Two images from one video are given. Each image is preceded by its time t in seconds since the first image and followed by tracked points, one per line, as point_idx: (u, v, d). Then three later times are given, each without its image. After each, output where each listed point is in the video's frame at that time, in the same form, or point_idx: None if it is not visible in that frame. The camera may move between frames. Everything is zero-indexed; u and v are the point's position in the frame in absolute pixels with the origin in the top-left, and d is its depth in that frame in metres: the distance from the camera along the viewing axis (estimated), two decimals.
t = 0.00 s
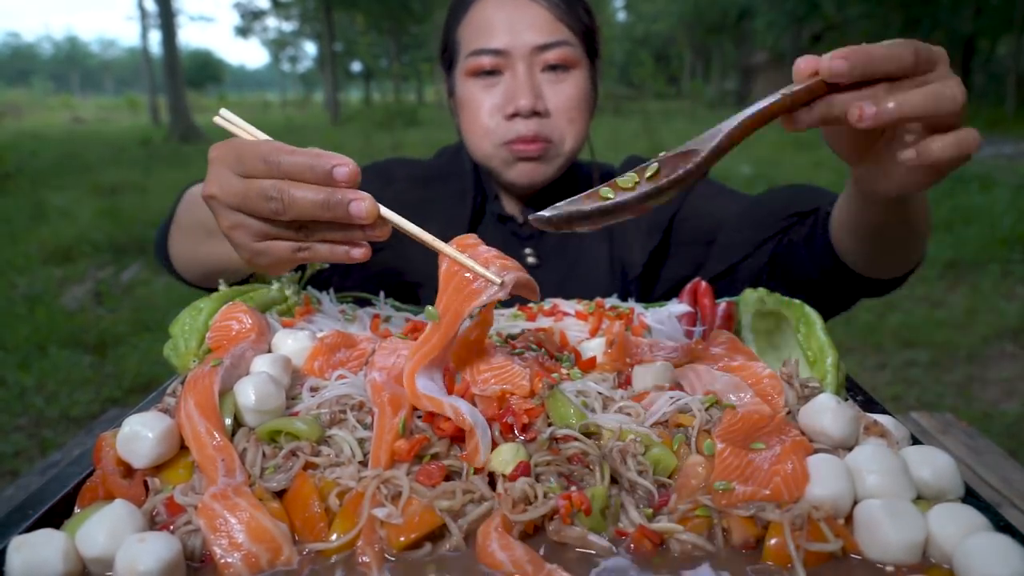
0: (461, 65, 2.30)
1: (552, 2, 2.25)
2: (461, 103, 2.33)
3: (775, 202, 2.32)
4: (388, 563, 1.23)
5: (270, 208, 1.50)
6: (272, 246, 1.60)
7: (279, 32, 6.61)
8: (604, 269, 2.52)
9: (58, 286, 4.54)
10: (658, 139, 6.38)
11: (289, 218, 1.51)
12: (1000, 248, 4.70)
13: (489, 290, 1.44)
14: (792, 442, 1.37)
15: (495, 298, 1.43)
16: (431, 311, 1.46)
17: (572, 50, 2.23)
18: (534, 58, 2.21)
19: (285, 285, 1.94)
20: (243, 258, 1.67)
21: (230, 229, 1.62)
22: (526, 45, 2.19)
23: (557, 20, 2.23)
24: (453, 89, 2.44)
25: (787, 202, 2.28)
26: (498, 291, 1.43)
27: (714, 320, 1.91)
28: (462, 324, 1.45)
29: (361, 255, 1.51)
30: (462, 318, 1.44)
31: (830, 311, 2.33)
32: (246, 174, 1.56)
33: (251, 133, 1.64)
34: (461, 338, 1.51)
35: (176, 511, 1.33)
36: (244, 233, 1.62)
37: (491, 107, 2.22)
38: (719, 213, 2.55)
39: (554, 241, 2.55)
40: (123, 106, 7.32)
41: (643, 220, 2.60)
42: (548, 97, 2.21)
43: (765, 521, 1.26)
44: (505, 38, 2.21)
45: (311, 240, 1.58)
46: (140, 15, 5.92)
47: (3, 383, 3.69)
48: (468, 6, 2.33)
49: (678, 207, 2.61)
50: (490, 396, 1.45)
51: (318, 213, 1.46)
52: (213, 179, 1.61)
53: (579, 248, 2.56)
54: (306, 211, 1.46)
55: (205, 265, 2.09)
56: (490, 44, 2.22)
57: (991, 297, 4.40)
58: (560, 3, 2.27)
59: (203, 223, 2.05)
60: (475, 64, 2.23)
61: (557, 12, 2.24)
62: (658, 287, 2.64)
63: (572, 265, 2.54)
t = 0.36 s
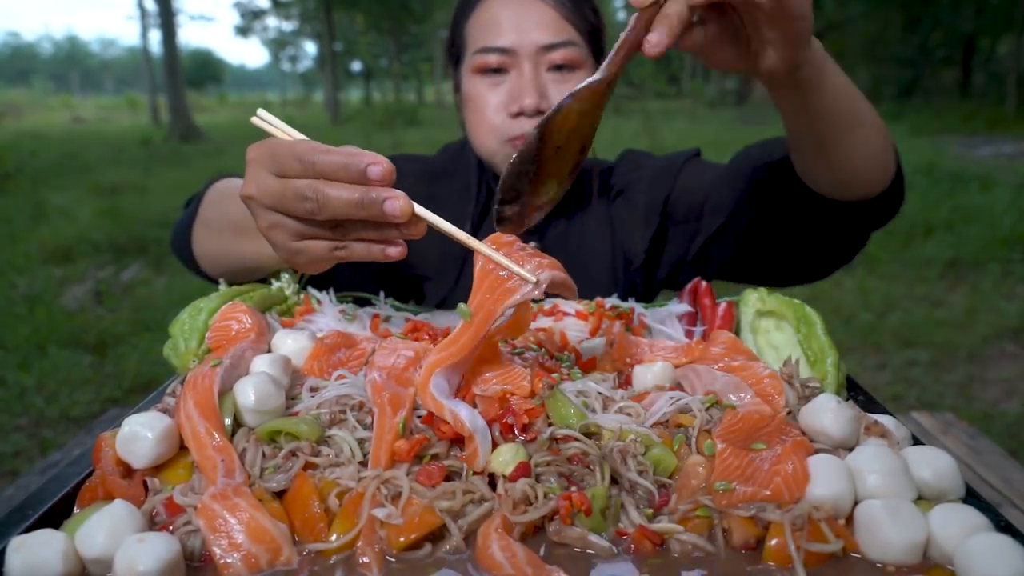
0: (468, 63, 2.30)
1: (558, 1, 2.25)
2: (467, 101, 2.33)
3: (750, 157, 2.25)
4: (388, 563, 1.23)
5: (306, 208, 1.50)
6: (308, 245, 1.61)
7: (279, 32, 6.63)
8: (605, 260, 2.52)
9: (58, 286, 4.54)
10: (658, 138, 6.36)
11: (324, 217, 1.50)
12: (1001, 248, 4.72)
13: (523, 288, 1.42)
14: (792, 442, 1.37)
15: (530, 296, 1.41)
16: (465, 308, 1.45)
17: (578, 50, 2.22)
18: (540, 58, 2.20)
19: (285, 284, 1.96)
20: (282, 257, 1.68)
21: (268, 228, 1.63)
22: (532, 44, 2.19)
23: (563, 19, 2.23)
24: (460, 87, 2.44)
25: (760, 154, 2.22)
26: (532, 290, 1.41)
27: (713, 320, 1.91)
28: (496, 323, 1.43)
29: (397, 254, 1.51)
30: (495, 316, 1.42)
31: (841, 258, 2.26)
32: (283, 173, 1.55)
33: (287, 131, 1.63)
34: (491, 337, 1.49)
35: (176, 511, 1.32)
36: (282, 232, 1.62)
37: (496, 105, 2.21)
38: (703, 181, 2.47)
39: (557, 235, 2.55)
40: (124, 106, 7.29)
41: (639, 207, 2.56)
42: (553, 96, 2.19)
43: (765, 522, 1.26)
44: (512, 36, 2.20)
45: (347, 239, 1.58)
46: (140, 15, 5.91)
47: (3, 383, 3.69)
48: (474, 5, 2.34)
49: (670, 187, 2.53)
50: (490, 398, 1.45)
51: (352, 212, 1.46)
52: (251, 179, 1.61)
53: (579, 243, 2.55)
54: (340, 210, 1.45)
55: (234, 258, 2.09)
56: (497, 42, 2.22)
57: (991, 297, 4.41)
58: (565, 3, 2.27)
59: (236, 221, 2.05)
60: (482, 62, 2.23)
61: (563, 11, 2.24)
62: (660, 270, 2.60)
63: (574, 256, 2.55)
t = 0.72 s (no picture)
0: (461, 63, 2.30)
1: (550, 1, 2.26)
2: (461, 102, 2.32)
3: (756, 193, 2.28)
4: (389, 564, 1.23)
5: (249, 212, 1.50)
6: (256, 250, 1.61)
7: (278, 33, 6.61)
8: (598, 267, 2.48)
9: (59, 287, 4.54)
10: (658, 138, 6.37)
11: (267, 220, 1.50)
12: (1001, 249, 4.74)
13: (456, 289, 1.40)
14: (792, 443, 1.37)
15: (465, 297, 1.39)
16: (405, 315, 1.44)
17: (572, 49, 2.23)
18: (534, 57, 2.20)
19: (285, 285, 1.94)
20: (232, 260, 1.69)
21: (216, 232, 1.63)
22: (526, 44, 2.19)
23: (556, 19, 2.24)
24: (452, 88, 2.44)
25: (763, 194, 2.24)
26: (465, 290, 1.39)
27: (713, 320, 1.90)
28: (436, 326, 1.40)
29: (340, 257, 1.53)
30: (434, 318, 1.39)
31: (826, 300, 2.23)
32: (228, 177, 1.55)
33: (237, 135, 1.60)
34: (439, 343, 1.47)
35: (176, 512, 1.32)
36: (231, 235, 1.62)
37: (492, 106, 2.22)
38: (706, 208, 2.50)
39: (551, 236, 2.54)
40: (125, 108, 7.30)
41: (635, 216, 2.55)
42: (548, 95, 2.20)
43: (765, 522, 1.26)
44: (506, 37, 2.20)
45: (292, 243, 1.58)
46: (141, 16, 5.89)
47: (3, 383, 3.69)
48: (468, 6, 2.33)
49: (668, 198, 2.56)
50: (490, 400, 1.45)
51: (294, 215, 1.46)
52: (201, 184, 1.60)
53: (574, 245, 2.53)
54: (282, 214, 1.45)
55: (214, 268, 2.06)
56: (491, 42, 2.22)
57: (991, 297, 4.42)
58: (558, 2, 2.27)
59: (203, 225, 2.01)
60: (476, 62, 2.22)
61: (556, 10, 2.25)
62: (651, 282, 2.60)
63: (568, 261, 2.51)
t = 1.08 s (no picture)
0: (451, 72, 2.30)
1: (540, 5, 2.25)
2: (452, 111, 2.32)
3: (764, 233, 2.27)
4: (389, 565, 1.23)
5: (230, 232, 1.52)
6: (238, 267, 1.64)
7: (278, 33, 6.59)
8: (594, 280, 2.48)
9: (58, 287, 4.54)
10: (658, 139, 6.38)
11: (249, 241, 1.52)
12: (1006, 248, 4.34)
13: (438, 304, 1.43)
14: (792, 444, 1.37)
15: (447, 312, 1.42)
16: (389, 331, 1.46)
17: (562, 53, 2.22)
18: (523, 62, 2.20)
19: (285, 285, 1.93)
20: (216, 276, 1.71)
21: (200, 251, 1.65)
22: (515, 49, 2.19)
23: (545, 23, 2.24)
24: (443, 97, 2.44)
25: (775, 236, 2.20)
26: (448, 305, 1.42)
27: (713, 321, 1.90)
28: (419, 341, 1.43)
29: (322, 274, 1.57)
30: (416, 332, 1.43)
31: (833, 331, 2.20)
32: (206, 197, 1.55)
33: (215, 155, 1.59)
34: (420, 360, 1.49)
35: (175, 513, 1.32)
36: (213, 254, 1.64)
37: (481, 114, 2.21)
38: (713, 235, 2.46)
39: (548, 248, 2.55)
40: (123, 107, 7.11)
41: (634, 236, 2.54)
42: (538, 101, 2.19)
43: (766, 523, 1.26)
44: (494, 43, 2.20)
45: (273, 259, 1.61)
46: (141, 16, 5.88)
47: (3, 383, 3.69)
48: (456, 13, 2.33)
49: (670, 219, 2.51)
50: (489, 401, 1.45)
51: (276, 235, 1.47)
52: (180, 204, 1.62)
53: (570, 255, 2.55)
54: (264, 235, 1.46)
55: (193, 278, 2.07)
56: (480, 49, 2.21)
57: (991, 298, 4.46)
58: (548, 6, 2.27)
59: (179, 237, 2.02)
60: (465, 70, 2.22)
61: (545, 14, 2.25)
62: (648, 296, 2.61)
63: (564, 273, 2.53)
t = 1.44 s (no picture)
0: (447, 73, 2.30)
1: (535, 4, 2.25)
2: (450, 111, 2.32)
3: (761, 239, 2.26)
4: (388, 564, 1.23)
5: (240, 221, 1.51)
6: (252, 257, 1.64)
7: (278, 33, 6.57)
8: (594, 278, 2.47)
9: (58, 287, 4.56)
10: (658, 139, 6.40)
11: (261, 227, 1.50)
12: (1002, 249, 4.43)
13: (454, 274, 1.42)
14: (792, 443, 1.37)
15: (463, 281, 1.41)
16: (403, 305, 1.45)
17: (558, 51, 2.22)
18: (519, 61, 2.20)
19: (285, 285, 1.93)
20: (232, 269, 1.71)
21: (212, 243, 1.65)
22: (510, 48, 2.19)
23: (541, 22, 2.23)
24: (441, 96, 2.44)
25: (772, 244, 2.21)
26: (462, 274, 1.41)
27: (713, 321, 1.90)
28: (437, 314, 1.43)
29: (336, 256, 1.55)
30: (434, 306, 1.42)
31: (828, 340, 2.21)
32: (217, 189, 1.56)
33: (219, 146, 1.60)
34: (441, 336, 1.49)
35: (176, 512, 1.32)
36: (226, 245, 1.64)
37: (479, 113, 2.21)
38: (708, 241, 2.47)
39: (549, 242, 2.56)
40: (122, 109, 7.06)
41: (631, 234, 2.55)
42: (536, 100, 2.20)
43: (765, 523, 1.26)
44: (490, 43, 2.20)
45: (285, 247, 1.60)
46: (142, 16, 5.87)
47: (3, 384, 3.71)
48: (453, 13, 2.33)
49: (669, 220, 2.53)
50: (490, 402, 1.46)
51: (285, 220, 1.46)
52: (190, 198, 1.62)
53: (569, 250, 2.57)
54: (273, 220, 1.45)
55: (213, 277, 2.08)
56: (476, 49, 2.21)
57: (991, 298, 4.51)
58: (543, 5, 2.27)
59: (190, 241, 2.04)
60: (462, 71, 2.22)
61: (540, 13, 2.24)
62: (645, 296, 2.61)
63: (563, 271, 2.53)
